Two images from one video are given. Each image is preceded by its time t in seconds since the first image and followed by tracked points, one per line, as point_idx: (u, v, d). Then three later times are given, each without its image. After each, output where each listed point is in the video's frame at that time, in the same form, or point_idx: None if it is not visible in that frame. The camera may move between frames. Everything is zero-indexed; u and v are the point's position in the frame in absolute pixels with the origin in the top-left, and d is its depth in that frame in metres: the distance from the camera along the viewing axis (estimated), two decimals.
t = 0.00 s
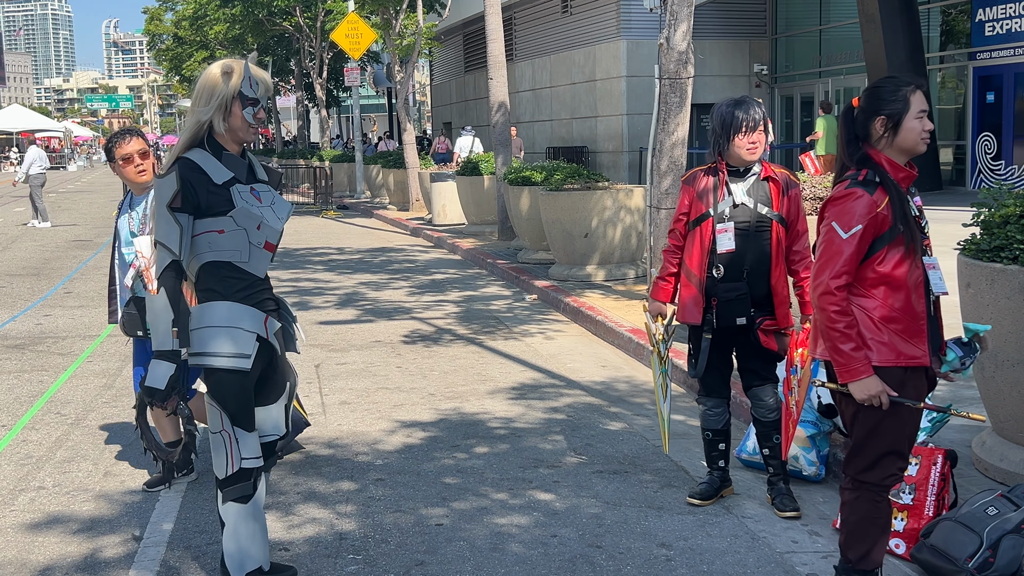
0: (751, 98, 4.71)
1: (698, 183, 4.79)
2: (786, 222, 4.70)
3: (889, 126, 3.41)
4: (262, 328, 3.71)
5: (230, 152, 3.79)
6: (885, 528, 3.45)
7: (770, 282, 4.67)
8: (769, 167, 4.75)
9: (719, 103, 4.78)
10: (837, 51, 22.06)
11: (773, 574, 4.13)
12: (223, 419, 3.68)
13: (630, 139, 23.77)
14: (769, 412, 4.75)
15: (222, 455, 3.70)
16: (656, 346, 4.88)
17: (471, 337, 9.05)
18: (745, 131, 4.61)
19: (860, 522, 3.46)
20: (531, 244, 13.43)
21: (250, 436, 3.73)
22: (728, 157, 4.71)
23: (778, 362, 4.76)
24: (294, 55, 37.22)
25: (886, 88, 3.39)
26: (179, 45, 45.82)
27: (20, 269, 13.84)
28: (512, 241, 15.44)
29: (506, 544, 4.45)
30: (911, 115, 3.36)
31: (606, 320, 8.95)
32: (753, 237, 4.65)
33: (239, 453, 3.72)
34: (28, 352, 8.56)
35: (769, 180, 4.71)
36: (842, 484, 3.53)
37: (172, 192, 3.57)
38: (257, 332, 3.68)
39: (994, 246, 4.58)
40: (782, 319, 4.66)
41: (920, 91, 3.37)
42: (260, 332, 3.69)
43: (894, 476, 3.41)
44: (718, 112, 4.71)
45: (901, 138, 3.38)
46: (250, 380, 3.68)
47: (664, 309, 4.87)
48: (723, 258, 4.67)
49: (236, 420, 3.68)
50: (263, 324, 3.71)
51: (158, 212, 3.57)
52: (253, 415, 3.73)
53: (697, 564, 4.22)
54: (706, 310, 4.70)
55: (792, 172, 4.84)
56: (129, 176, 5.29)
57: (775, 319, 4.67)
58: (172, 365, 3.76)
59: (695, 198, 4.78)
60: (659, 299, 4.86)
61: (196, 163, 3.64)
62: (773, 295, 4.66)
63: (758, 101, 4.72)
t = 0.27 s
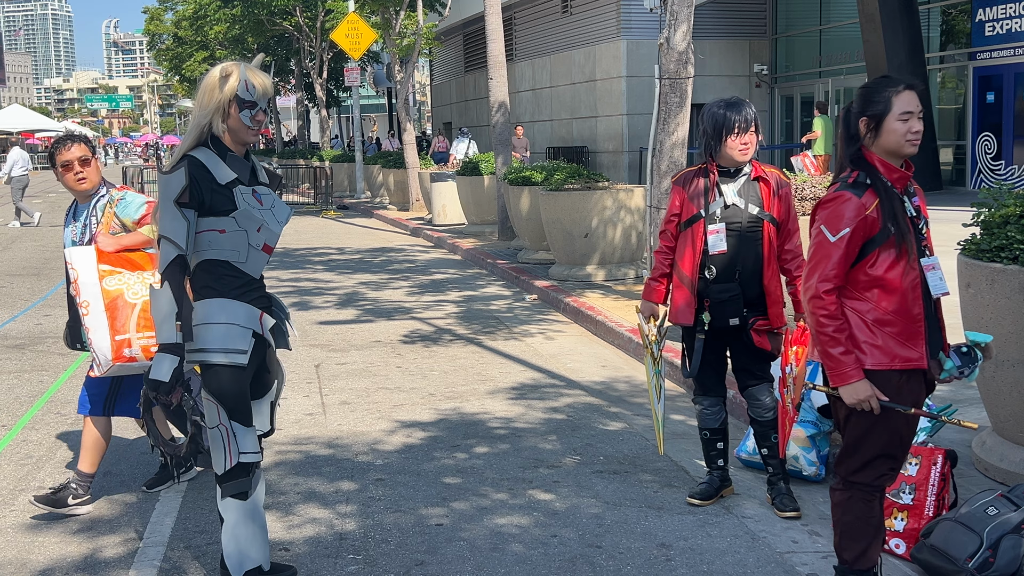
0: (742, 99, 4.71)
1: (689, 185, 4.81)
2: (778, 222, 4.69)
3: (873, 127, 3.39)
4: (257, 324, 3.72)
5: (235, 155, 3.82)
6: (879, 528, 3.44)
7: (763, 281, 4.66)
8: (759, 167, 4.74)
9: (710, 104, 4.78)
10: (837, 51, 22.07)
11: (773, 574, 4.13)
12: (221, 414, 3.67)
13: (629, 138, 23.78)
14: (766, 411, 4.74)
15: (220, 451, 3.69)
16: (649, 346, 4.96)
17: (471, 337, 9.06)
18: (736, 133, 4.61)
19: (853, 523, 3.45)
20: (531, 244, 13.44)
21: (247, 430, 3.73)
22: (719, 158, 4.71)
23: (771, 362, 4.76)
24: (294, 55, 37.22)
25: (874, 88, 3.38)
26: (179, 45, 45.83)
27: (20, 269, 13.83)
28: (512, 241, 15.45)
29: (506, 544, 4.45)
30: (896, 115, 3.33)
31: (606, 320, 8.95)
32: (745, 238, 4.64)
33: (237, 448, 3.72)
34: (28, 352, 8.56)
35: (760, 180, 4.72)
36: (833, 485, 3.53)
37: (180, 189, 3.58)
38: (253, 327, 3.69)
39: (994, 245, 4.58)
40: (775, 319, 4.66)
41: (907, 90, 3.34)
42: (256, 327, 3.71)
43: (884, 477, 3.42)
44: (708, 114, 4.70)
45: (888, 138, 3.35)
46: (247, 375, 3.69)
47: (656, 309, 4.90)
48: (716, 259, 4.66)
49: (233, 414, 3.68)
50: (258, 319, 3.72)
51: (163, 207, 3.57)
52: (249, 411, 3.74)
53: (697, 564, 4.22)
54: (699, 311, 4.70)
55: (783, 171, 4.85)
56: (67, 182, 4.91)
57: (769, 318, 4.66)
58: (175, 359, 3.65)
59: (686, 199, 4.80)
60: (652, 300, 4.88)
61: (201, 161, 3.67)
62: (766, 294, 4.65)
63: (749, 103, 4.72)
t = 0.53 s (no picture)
0: (732, 101, 4.67)
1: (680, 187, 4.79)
2: (771, 222, 4.69)
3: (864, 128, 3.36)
4: (244, 322, 3.72)
5: (235, 157, 3.82)
6: (870, 531, 3.43)
7: (756, 282, 4.67)
8: (750, 167, 4.73)
9: (697, 106, 4.74)
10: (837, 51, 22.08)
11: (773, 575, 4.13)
12: (206, 408, 3.69)
13: (630, 139, 23.78)
14: (762, 411, 4.77)
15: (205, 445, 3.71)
16: (644, 349, 4.89)
17: (471, 337, 9.05)
18: (727, 136, 4.60)
19: (845, 524, 3.44)
20: (531, 244, 13.44)
21: (235, 427, 3.74)
22: (709, 160, 4.70)
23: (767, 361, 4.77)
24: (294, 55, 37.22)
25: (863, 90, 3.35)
26: (179, 45, 45.82)
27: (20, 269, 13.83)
28: (512, 241, 15.44)
29: (506, 544, 4.45)
30: (886, 118, 3.28)
31: (606, 320, 8.95)
32: (738, 240, 4.65)
33: (224, 443, 3.72)
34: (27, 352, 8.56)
35: (751, 181, 4.70)
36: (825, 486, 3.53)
37: (175, 186, 3.59)
38: (237, 325, 3.68)
39: (994, 246, 4.58)
40: (770, 318, 4.66)
41: (898, 93, 3.28)
42: (240, 325, 3.69)
43: (875, 478, 3.41)
44: (697, 117, 4.67)
45: (877, 141, 3.31)
46: (232, 373, 3.69)
47: (650, 312, 4.89)
48: (709, 262, 4.67)
49: (219, 410, 3.70)
50: (244, 318, 3.72)
51: (161, 205, 3.59)
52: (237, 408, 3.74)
53: (697, 564, 4.22)
54: (693, 313, 4.72)
55: (774, 171, 4.82)
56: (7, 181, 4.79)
57: (763, 319, 4.67)
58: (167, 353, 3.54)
59: (678, 201, 4.78)
60: (646, 302, 4.87)
61: (197, 161, 3.67)
62: (760, 295, 4.66)
63: (739, 104, 4.69)
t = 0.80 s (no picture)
0: (723, 102, 4.67)
1: (672, 191, 4.79)
2: (764, 221, 4.70)
3: (859, 128, 3.35)
4: (236, 323, 3.71)
5: (224, 155, 3.82)
6: (868, 534, 3.42)
7: (751, 280, 4.67)
8: (742, 168, 4.74)
9: (689, 110, 4.73)
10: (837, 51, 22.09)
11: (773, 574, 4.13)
12: (193, 409, 3.67)
13: (630, 139, 23.78)
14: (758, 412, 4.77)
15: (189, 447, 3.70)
16: (642, 351, 4.90)
17: (471, 338, 9.05)
18: (721, 136, 4.57)
19: (841, 526, 3.44)
20: (531, 244, 13.44)
21: (220, 429, 3.71)
22: (700, 162, 4.71)
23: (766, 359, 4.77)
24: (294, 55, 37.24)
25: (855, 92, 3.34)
26: (179, 45, 45.82)
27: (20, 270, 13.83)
28: (512, 241, 15.45)
29: (506, 544, 4.45)
30: (881, 119, 3.28)
31: (606, 320, 8.95)
32: (732, 241, 4.65)
33: (208, 446, 3.70)
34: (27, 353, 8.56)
35: (743, 181, 4.70)
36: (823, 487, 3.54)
37: (162, 186, 3.57)
38: (229, 326, 3.68)
39: (994, 246, 4.58)
40: (768, 316, 4.67)
41: (895, 94, 3.28)
42: (233, 327, 3.70)
43: (871, 480, 3.41)
44: (690, 121, 4.65)
45: (872, 142, 3.31)
46: (222, 374, 3.68)
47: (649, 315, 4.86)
48: (705, 263, 4.68)
49: (206, 411, 3.67)
50: (237, 319, 3.72)
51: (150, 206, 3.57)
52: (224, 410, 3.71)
53: (697, 564, 4.22)
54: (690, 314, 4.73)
55: (765, 168, 4.82)
56: None
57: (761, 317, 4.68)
58: (152, 354, 3.52)
59: (671, 204, 4.78)
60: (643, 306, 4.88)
61: (185, 160, 3.67)
62: (756, 293, 4.67)
63: (729, 105, 4.68)
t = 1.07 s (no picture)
0: (722, 102, 4.68)
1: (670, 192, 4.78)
2: (762, 219, 4.70)
3: (854, 130, 3.34)
4: (223, 327, 3.69)
5: (206, 156, 3.80)
6: (868, 534, 3.42)
7: (750, 278, 4.66)
8: (738, 167, 4.74)
9: (688, 109, 4.75)
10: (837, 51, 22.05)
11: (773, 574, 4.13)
12: (174, 413, 3.67)
13: (630, 139, 23.78)
14: (763, 411, 4.72)
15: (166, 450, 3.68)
16: (641, 352, 4.95)
17: (471, 338, 9.05)
18: (722, 136, 4.59)
19: (842, 526, 3.44)
20: (531, 244, 13.44)
21: (198, 433, 3.72)
22: (696, 161, 4.71)
23: (765, 358, 4.76)
24: (294, 55, 37.25)
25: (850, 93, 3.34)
26: (179, 45, 45.81)
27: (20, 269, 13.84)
28: (512, 241, 15.45)
29: (506, 545, 4.45)
30: (877, 118, 3.28)
31: (606, 320, 8.95)
32: (733, 240, 4.65)
33: (186, 449, 3.71)
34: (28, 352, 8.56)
35: (739, 180, 4.71)
36: (822, 489, 3.54)
37: (142, 188, 3.57)
38: (217, 331, 3.67)
39: (994, 246, 4.58)
40: (768, 315, 4.66)
41: (890, 92, 3.28)
42: (219, 330, 3.68)
43: (869, 481, 3.41)
44: (690, 119, 4.67)
45: (868, 141, 3.30)
46: (206, 378, 3.67)
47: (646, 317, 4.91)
48: (704, 265, 4.67)
49: (186, 417, 3.68)
50: (224, 322, 3.70)
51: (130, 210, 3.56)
52: (203, 412, 3.71)
53: (697, 564, 4.22)
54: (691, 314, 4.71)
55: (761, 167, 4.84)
56: None
57: (761, 315, 4.66)
58: (141, 358, 3.48)
59: (669, 206, 4.78)
60: (642, 308, 4.89)
61: (167, 161, 3.66)
62: (755, 292, 4.65)
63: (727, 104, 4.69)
